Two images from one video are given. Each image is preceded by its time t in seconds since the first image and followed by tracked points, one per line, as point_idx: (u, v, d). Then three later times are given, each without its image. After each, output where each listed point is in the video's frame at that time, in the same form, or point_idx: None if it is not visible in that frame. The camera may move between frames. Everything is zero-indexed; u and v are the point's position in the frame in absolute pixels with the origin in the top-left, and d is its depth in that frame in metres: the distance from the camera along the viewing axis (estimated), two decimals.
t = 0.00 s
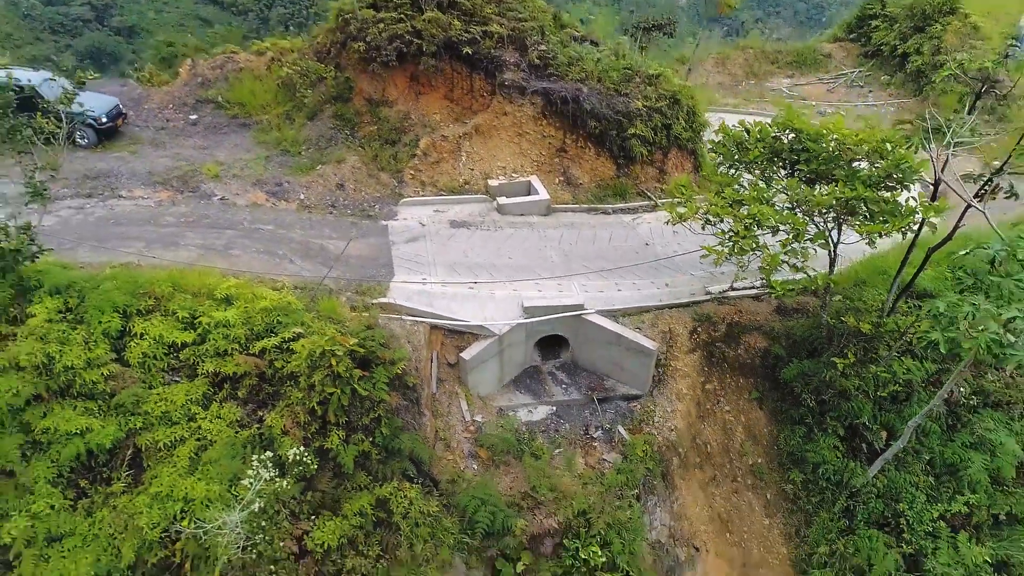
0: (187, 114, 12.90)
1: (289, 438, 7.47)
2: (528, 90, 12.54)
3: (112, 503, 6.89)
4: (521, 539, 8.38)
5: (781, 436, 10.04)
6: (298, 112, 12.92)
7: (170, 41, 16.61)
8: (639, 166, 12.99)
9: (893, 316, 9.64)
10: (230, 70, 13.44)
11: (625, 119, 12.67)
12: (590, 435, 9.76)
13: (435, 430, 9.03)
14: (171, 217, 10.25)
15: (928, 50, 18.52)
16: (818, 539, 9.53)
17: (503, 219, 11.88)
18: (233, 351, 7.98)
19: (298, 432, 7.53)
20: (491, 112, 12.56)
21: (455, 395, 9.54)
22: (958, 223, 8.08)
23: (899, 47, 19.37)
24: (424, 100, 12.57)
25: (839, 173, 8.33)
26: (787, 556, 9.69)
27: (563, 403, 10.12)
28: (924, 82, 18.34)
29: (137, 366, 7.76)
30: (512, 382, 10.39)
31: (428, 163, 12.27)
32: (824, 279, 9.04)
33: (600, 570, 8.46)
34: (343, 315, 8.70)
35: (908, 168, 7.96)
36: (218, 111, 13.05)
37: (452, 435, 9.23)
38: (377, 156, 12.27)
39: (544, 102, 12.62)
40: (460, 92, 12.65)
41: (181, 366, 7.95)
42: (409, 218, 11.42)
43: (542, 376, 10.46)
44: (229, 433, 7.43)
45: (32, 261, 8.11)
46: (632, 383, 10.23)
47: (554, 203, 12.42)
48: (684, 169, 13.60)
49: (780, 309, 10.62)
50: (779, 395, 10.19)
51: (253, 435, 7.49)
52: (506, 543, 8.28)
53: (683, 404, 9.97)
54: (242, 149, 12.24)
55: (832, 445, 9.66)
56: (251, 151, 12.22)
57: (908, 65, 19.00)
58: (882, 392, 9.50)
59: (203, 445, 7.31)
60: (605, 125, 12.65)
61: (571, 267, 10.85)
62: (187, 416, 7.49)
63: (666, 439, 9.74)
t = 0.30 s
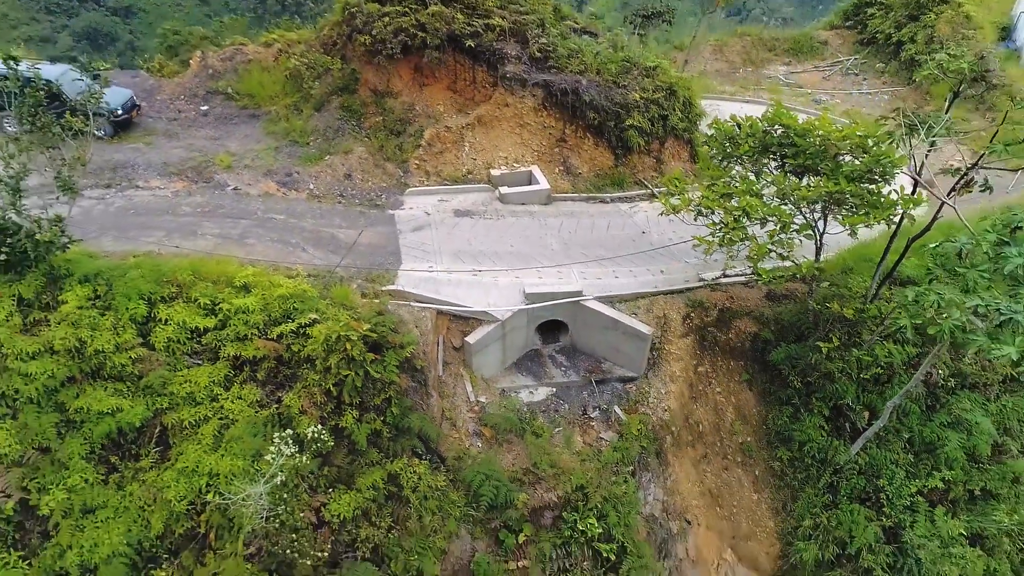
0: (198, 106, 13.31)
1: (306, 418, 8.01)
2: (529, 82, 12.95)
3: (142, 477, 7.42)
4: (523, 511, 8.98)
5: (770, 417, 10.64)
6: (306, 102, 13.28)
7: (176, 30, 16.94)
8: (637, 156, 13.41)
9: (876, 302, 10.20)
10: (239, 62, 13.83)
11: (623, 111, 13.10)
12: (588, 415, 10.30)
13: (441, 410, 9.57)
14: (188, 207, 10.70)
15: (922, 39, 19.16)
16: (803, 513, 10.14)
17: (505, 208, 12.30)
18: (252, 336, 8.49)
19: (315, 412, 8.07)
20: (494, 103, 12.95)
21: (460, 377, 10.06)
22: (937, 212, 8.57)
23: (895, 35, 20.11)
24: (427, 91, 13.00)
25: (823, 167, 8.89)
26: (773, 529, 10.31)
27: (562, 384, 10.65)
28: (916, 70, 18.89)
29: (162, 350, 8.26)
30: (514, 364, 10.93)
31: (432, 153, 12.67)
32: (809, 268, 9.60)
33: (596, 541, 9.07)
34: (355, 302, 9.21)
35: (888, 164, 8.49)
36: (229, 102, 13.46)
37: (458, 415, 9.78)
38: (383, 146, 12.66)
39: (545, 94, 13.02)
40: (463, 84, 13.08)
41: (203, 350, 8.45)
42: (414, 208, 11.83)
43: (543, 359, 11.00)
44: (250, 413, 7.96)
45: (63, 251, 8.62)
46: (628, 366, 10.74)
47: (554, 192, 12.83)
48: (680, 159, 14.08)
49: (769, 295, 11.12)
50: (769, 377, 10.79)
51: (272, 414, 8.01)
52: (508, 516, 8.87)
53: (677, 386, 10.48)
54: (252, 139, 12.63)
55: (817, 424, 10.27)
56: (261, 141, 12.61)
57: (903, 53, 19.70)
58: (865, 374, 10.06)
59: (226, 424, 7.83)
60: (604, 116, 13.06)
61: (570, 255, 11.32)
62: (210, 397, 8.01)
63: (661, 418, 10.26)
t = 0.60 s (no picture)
0: (210, 106, 13.76)
1: (322, 407, 8.52)
2: (530, 85, 13.41)
3: (167, 463, 7.90)
4: (525, 495, 9.53)
5: (760, 407, 11.18)
6: (314, 103, 13.73)
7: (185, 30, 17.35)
8: (634, 155, 13.90)
9: (860, 297, 10.65)
10: (249, 64, 14.30)
11: (621, 111, 13.56)
12: (586, 405, 10.82)
13: (447, 401, 10.10)
14: (203, 206, 11.16)
15: (913, 39, 19.65)
16: (791, 498, 10.69)
17: (507, 206, 12.77)
18: (268, 330, 8.99)
19: (329, 402, 8.58)
20: (496, 104, 13.41)
21: (464, 369, 10.57)
22: (918, 210, 9.06)
23: (888, 34, 20.59)
24: (431, 92, 13.45)
25: (809, 169, 9.39)
26: (762, 513, 10.86)
27: (562, 376, 11.18)
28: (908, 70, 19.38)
29: (183, 344, 8.76)
30: (516, 357, 11.46)
31: (437, 153, 13.14)
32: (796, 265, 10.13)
33: (594, 523, 9.61)
34: (366, 298, 9.73)
35: (870, 167, 9.00)
36: (239, 103, 13.92)
37: (463, 405, 10.31)
38: (389, 146, 13.12)
39: (546, 96, 13.47)
40: (466, 85, 13.54)
41: (222, 343, 8.94)
42: (420, 206, 12.30)
43: (543, 352, 11.53)
44: (267, 402, 8.45)
45: (91, 250, 9.16)
46: (625, 358, 11.25)
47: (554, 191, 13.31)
48: (677, 157, 14.56)
49: (760, 291, 11.66)
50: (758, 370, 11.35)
51: (289, 404, 8.50)
52: (511, 500, 9.41)
53: (671, 377, 10.97)
54: (263, 139, 13.08)
55: (804, 414, 10.82)
56: (271, 141, 13.06)
57: (896, 52, 20.18)
58: (849, 366, 10.60)
59: (245, 412, 8.32)
60: (602, 117, 13.51)
61: (569, 252, 11.82)
62: (230, 388, 8.50)
63: (656, 408, 10.75)
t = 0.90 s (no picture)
0: (221, 113, 14.25)
1: (335, 402, 9.05)
2: (531, 92, 13.91)
3: (188, 455, 8.36)
4: (526, 486, 10.05)
5: (751, 402, 11.74)
6: (322, 109, 14.20)
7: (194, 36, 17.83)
8: (631, 159, 14.40)
9: (846, 297, 11.16)
10: (259, 71, 14.79)
11: (619, 118, 14.04)
12: (585, 401, 11.31)
13: (453, 396, 10.61)
14: (219, 210, 11.65)
15: (904, 44, 20.09)
16: (780, 489, 11.22)
17: (509, 209, 13.25)
18: (284, 329, 9.49)
19: (343, 397, 9.13)
20: (498, 111, 13.92)
21: (469, 366, 11.08)
22: (898, 217, 9.59)
23: (881, 39, 21.05)
24: (436, 99, 13.98)
25: (796, 176, 9.90)
26: (753, 504, 11.38)
27: (562, 373, 11.69)
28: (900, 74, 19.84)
29: (204, 342, 9.25)
30: (518, 355, 11.97)
31: (441, 158, 13.63)
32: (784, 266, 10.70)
33: (592, 513, 10.14)
34: (375, 299, 10.25)
35: (853, 175, 9.50)
36: (250, 109, 14.40)
37: (468, 400, 10.83)
38: (395, 151, 13.60)
39: (546, 102, 13.96)
40: (469, 92, 14.03)
41: (239, 342, 9.44)
42: (425, 210, 12.79)
43: (544, 351, 12.05)
44: (283, 397, 8.93)
45: (116, 253, 9.68)
46: (622, 356, 11.75)
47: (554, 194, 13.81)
48: (673, 161, 15.05)
49: (751, 291, 12.24)
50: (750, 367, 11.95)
51: (303, 399, 8.99)
52: (513, 490, 9.93)
53: (666, 373, 11.46)
54: (273, 144, 13.56)
55: (792, 409, 11.38)
56: (281, 147, 13.54)
57: (887, 57, 20.64)
58: (836, 363, 11.13)
59: (263, 407, 8.81)
60: (601, 123, 13.99)
61: (569, 254, 12.32)
62: (248, 383, 8.98)
63: (651, 403, 11.22)
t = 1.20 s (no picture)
0: (233, 121, 14.77)
1: (348, 399, 9.58)
2: (532, 101, 14.47)
3: (208, 449, 8.85)
4: (528, 479, 10.56)
5: (742, 400, 12.31)
6: (330, 117, 14.72)
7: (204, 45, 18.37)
8: (629, 166, 14.94)
9: (832, 299, 11.69)
10: (269, 81, 15.33)
11: (616, 126, 14.57)
12: (584, 398, 11.82)
13: (458, 393, 11.16)
14: (233, 216, 12.15)
15: (896, 52, 20.62)
16: (771, 483, 11.73)
17: (511, 214, 13.75)
18: (298, 329, 10.01)
19: (355, 394, 9.67)
20: (501, 119, 14.48)
21: (473, 365, 11.61)
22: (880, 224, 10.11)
23: (873, 46, 21.59)
24: (440, 107, 14.47)
25: (784, 184, 10.43)
26: (744, 497, 11.91)
27: (561, 372, 12.21)
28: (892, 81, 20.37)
29: (222, 342, 9.75)
30: (520, 354, 12.49)
31: (446, 165, 14.16)
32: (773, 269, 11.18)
33: (590, 504, 10.65)
34: (384, 301, 10.80)
35: (838, 184, 10.03)
36: (261, 117, 14.93)
37: (473, 397, 11.37)
38: (401, 158, 14.12)
39: (547, 111, 14.52)
40: (472, 100, 14.53)
41: (255, 342, 9.94)
42: (430, 215, 13.30)
43: (545, 350, 12.57)
44: (297, 394, 9.43)
45: (139, 258, 10.20)
46: (619, 355, 12.25)
47: (554, 200, 14.33)
48: (669, 166, 15.60)
49: (744, 294, 12.85)
50: (742, 367, 12.53)
51: (317, 396, 9.50)
52: (515, 482, 10.44)
53: (661, 372, 12.00)
54: (283, 151, 14.06)
55: (782, 406, 11.94)
56: (291, 153, 14.05)
57: (879, 63, 21.18)
58: (823, 362, 11.70)
59: (278, 403, 9.30)
60: (599, 131, 14.54)
61: (568, 258, 12.85)
62: (264, 381, 9.48)
63: (647, 400, 11.76)
